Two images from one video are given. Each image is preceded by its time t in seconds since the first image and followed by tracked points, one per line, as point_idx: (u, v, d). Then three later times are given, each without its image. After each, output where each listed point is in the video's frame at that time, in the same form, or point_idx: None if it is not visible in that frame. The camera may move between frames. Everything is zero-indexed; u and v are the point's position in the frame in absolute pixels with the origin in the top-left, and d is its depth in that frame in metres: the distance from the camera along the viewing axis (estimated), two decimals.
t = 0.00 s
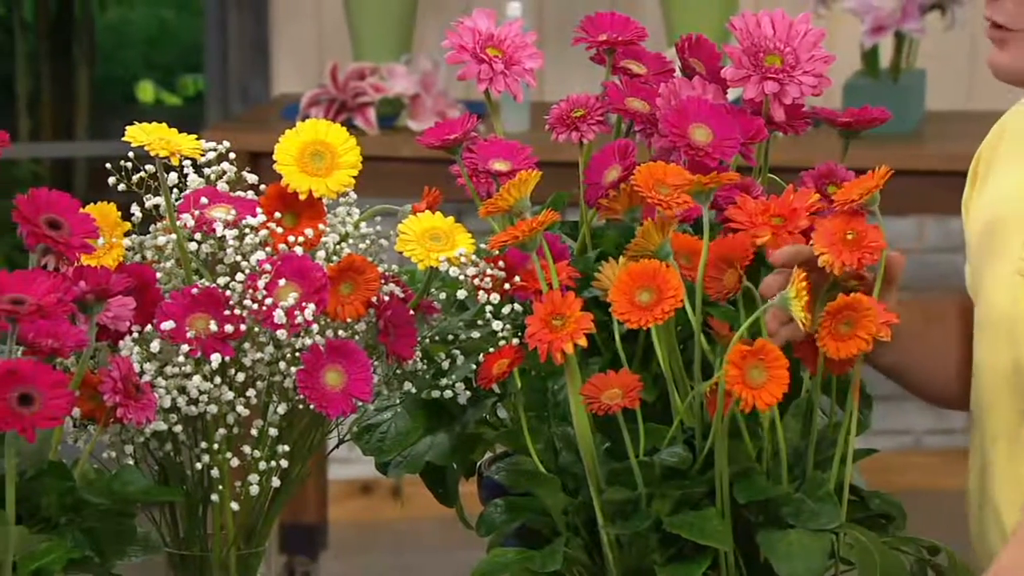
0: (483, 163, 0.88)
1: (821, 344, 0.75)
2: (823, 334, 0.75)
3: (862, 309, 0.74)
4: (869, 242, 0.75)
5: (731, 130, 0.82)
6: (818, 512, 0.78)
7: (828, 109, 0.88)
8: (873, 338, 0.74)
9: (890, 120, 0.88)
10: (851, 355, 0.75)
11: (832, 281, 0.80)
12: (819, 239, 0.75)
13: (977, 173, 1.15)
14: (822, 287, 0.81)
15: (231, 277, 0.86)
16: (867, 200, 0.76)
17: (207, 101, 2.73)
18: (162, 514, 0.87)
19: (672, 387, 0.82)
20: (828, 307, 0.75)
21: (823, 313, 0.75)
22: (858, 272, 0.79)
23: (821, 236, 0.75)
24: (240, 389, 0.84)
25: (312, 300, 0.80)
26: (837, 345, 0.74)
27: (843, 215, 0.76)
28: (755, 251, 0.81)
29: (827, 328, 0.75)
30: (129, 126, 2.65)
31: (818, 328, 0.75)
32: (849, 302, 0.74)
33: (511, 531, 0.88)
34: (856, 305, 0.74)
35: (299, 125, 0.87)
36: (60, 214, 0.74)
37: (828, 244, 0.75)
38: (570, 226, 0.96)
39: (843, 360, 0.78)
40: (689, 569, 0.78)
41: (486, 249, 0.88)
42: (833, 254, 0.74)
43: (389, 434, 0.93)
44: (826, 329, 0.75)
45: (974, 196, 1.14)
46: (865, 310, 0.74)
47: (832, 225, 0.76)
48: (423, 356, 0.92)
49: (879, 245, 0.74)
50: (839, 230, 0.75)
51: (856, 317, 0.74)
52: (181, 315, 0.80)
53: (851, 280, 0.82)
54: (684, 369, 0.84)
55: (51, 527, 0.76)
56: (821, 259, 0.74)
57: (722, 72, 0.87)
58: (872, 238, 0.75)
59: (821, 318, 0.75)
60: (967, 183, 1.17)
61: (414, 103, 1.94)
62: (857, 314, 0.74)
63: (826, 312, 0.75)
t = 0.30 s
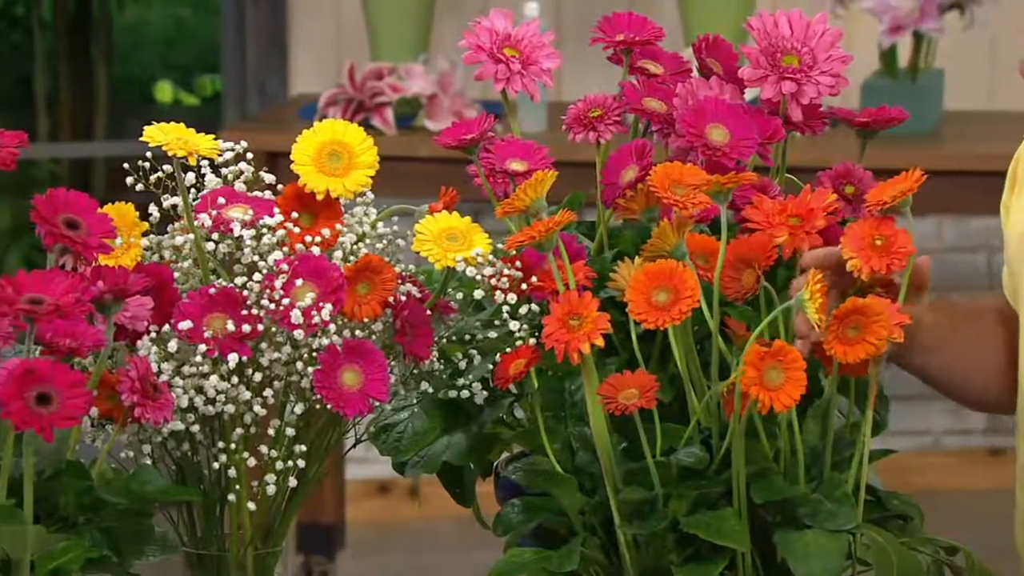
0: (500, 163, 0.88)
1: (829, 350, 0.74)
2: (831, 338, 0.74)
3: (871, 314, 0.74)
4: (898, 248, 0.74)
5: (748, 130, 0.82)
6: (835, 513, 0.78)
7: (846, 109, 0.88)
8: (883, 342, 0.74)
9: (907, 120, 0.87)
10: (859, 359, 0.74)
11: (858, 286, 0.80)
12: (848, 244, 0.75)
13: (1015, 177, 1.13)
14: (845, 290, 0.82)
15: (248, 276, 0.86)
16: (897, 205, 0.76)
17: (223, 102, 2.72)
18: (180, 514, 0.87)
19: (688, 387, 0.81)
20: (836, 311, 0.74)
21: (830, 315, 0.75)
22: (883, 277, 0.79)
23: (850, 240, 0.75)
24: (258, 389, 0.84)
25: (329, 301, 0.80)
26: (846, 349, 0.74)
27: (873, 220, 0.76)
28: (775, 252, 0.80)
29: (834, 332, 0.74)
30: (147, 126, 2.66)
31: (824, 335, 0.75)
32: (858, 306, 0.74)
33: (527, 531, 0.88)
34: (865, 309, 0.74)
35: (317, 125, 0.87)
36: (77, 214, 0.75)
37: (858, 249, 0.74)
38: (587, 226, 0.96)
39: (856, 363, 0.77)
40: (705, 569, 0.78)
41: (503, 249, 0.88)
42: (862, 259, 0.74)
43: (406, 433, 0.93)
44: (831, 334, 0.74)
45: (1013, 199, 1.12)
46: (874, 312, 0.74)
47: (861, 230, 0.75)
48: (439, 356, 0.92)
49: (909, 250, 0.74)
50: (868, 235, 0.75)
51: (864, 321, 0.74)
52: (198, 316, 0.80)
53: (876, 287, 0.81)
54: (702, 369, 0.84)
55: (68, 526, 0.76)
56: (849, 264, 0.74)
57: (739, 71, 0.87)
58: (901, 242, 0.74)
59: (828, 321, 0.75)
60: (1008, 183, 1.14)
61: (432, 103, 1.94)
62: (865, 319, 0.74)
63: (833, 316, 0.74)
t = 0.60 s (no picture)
0: (519, 163, 0.88)
1: (847, 348, 0.74)
2: (850, 337, 0.74)
3: (891, 314, 0.73)
4: (903, 241, 0.75)
5: (767, 130, 0.81)
6: (854, 512, 0.78)
7: (864, 109, 0.87)
8: (902, 342, 0.73)
9: (927, 120, 0.86)
10: (878, 359, 0.74)
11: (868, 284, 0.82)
12: (850, 238, 0.76)
13: None
14: (858, 286, 0.81)
15: (267, 276, 0.86)
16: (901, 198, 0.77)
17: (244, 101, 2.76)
18: (199, 513, 0.87)
19: (707, 387, 0.81)
20: (856, 312, 0.74)
21: (851, 315, 0.75)
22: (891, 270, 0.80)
23: (855, 234, 0.76)
24: (277, 389, 0.85)
25: (348, 301, 0.81)
26: (865, 349, 0.74)
27: (875, 213, 0.77)
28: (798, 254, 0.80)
29: (853, 331, 0.74)
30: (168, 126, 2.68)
31: (843, 332, 0.75)
32: (877, 307, 0.73)
33: (546, 531, 0.88)
34: (884, 310, 0.73)
35: (335, 125, 0.87)
36: (97, 214, 0.75)
37: (861, 243, 0.75)
38: (606, 226, 0.96)
39: (874, 363, 0.77)
40: (725, 569, 0.77)
41: (521, 250, 0.88)
42: (866, 252, 0.75)
43: (425, 434, 0.93)
44: (850, 332, 0.74)
45: None
46: (897, 313, 0.73)
47: (865, 224, 0.76)
48: (459, 356, 0.92)
49: (913, 242, 0.75)
50: (872, 228, 0.76)
51: (884, 322, 0.74)
52: (218, 315, 0.80)
53: (887, 283, 0.82)
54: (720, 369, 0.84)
55: (89, 525, 0.76)
56: (854, 259, 0.74)
57: (758, 71, 0.86)
58: (905, 235, 0.75)
59: (849, 320, 0.75)
60: None
61: (451, 103, 1.94)
62: (885, 319, 0.73)
63: (853, 316, 0.74)
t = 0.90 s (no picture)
0: (539, 163, 0.88)
1: (872, 347, 0.74)
2: (875, 337, 0.74)
3: (915, 313, 0.73)
4: (926, 242, 0.75)
5: (789, 131, 0.81)
6: (875, 512, 0.77)
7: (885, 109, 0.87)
8: (926, 341, 0.73)
9: (949, 119, 0.86)
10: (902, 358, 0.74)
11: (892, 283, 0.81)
12: (874, 240, 0.75)
13: None
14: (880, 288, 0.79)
15: (288, 276, 0.87)
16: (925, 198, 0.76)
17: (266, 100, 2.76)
18: (219, 512, 0.88)
19: (727, 387, 0.81)
20: (880, 310, 0.74)
21: (877, 314, 0.74)
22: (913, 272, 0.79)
23: (877, 236, 0.75)
24: (297, 389, 0.85)
25: (368, 300, 0.81)
26: (890, 348, 0.73)
27: (898, 216, 0.76)
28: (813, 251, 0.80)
29: (879, 330, 0.74)
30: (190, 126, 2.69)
31: (866, 331, 0.74)
32: (902, 305, 0.73)
33: (567, 531, 0.88)
34: (909, 309, 0.73)
35: (356, 125, 0.87)
36: (118, 215, 0.75)
37: (885, 244, 0.75)
38: (627, 226, 0.96)
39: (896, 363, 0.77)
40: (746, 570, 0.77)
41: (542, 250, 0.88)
42: (889, 253, 0.75)
43: (445, 434, 0.93)
44: (875, 331, 0.74)
45: None
46: (919, 310, 0.73)
47: (888, 226, 0.76)
48: (479, 356, 0.92)
49: (937, 244, 0.75)
50: (896, 230, 0.76)
51: (909, 320, 0.73)
52: (239, 315, 0.81)
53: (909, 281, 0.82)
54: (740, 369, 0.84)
55: (110, 525, 0.77)
56: (878, 259, 0.74)
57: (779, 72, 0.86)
58: (929, 237, 0.75)
59: (873, 321, 0.74)
60: None
61: (472, 103, 1.94)
62: (910, 317, 0.73)
63: (878, 315, 0.74)
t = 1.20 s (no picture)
0: (561, 163, 0.88)
1: (892, 348, 0.73)
2: (895, 337, 0.73)
3: (936, 314, 0.73)
4: (948, 242, 0.74)
5: (811, 130, 0.81)
6: (898, 513, 0.77)
7: (908, 109, 0.87)
8: (947, 342, 0.73)
9: (972, 120, 0.85)
10: (922, 360, 0.73)
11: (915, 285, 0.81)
12: (896, 239, 0.75)
13: None
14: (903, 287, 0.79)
15: (310, 276, 0.87)
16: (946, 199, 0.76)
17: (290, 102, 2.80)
18: (241, 512, 0.88)
19: (749, 387, 0.80)
20: (901, 311, 0.73)
21: (897, 314, 0.74)
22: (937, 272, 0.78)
23: (899, 236, 0.75)
24: (319, 389, 0.85)
25: (390, 300, 0.81)
26: (910, 349, 0.73)
27: (920, 215, 0.76)
28: (838, 251, 0.79)
29: (898, 331, 0.73)
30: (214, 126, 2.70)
31: (887, 331, 0.74)
32: (923, 306, 0.73)
33: (588, 531, 0.88)
34: (930, 309, 0.73)
35: (378, 125, 0.87)
36: (141, 214, 0.76)
37: (906, 244, 0.74)
38: (649, 225, 0.96)
39: (919, 364, 0.76)
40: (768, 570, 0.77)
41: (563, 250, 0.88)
42: (911, 254, 0.74)
43: (467, 434, 0.93)
44: (895, 331, 0.73)
45: None
46: (939, 310, 0.73)
47: (909, 226, 0.75)
48: (500, 356, 0.92)
49: (959, 244, 0.74)
50: (917, 230, 0.75)
51: (929, 321, 0.73)
52: (261, 315, 0.81)
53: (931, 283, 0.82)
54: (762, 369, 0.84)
55: (133, 525, 0.77)
56: (900, 259, 0.74)
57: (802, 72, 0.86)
58: (951, 237, 0.74)
59: (894, 320, 0.74)
60: None
61: (495, 103, 1.95)
62: (930, 319, 0.73)
63: (898, 315, 0.73)
